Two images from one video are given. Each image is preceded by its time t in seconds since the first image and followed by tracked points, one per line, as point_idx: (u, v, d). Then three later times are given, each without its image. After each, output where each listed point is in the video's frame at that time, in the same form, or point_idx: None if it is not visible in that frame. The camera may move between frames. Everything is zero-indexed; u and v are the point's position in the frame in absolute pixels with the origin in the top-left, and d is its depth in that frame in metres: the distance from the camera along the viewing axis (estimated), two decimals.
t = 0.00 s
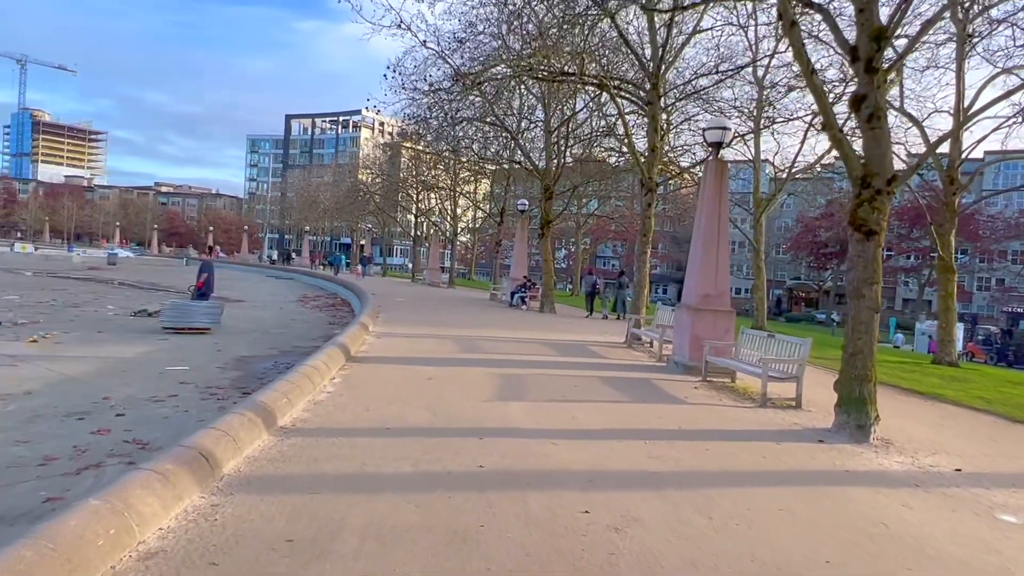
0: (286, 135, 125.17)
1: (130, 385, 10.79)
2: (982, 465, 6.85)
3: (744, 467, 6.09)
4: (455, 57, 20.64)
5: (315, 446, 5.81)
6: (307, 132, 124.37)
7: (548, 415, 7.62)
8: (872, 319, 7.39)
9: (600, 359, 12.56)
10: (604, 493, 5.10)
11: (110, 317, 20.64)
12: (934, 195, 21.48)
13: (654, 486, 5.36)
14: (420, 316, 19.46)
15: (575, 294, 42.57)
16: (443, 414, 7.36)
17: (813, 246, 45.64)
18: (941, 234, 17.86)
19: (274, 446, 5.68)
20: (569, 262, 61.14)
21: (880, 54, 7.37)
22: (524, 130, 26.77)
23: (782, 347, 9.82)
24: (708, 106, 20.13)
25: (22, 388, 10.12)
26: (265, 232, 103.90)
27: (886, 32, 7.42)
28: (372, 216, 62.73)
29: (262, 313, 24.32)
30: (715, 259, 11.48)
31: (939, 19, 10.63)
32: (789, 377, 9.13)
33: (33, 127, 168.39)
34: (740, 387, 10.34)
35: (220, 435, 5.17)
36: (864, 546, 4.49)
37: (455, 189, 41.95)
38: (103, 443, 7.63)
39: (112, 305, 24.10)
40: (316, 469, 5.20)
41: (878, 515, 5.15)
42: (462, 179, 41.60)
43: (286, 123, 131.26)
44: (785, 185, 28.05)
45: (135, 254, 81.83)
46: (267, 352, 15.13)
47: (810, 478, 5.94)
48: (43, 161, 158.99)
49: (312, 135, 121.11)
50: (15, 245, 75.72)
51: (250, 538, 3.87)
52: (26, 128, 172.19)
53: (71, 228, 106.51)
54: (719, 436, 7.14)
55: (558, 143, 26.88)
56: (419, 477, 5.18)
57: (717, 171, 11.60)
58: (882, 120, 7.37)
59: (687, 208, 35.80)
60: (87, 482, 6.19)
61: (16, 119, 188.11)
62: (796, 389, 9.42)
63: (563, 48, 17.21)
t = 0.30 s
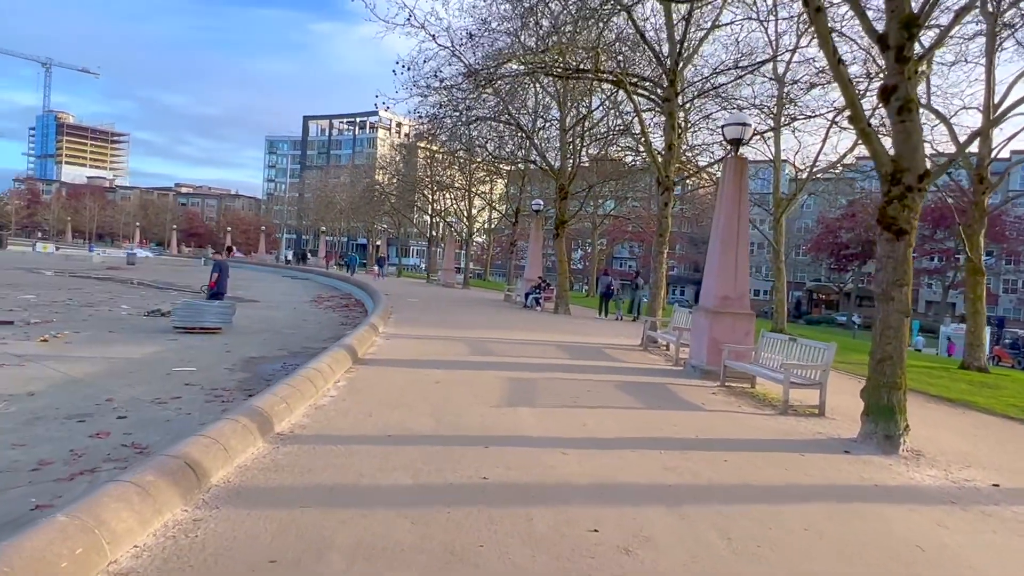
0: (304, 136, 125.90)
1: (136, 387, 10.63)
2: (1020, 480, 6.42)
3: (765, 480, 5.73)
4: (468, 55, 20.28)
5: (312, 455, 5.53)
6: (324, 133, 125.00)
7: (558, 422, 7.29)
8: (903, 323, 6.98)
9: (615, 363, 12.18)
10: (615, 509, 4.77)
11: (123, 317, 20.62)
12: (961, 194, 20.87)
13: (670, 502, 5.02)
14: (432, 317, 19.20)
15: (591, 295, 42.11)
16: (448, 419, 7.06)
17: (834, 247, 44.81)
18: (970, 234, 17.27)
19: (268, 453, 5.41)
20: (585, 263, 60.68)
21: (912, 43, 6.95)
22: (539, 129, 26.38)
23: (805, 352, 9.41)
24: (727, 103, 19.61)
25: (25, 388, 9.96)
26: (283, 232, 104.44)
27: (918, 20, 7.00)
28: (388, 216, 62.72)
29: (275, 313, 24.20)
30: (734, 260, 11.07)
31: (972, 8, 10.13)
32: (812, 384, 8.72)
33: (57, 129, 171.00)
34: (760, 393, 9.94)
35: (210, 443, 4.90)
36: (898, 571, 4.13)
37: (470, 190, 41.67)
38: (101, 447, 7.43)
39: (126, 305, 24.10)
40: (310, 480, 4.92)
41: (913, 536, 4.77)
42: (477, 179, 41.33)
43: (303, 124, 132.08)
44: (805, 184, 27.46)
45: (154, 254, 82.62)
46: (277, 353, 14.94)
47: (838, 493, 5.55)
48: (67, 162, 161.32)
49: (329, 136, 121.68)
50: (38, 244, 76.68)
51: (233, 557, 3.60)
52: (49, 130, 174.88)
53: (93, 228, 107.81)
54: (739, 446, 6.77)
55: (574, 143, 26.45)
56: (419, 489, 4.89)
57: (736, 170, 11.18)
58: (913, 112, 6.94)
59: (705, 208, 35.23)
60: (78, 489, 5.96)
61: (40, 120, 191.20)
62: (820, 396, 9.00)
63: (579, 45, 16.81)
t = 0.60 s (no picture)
0: (324, 136, 126.63)
1: (145, 387, 10.50)
2: None
3: (789, 495, 5.36)
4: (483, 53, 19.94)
5: (310, 463, 5.29)
6: (344, 134, 125.63)
7: (570, 428, 6.98)
8: (937, 327, 6.57)
9: (632, 366, 11.83)
10: (628, 526, 4.46)
11: (140, 316, 20.66)
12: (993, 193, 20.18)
13: (687, 518, 4.69)
14: (447, 317, 18.95)
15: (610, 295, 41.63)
16: (456, 424, 6.77)
17: (859, 247, 43.89)
18: (1004, 233, 16.64)
19: (265, 462, 5.16)
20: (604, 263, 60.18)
21: (948, 29, 6.53)
22: (556, 127, 25.99)
23: (831, 356, 9.00)
24: (750, 99, 19.09)
25: (33, 389, 9.85)
26: (303, 232, 105.06)
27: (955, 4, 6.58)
28: (406, 216, 62.74)
29: (291, 313, 24.11)
30: (756, 260, 10.66)
31: None
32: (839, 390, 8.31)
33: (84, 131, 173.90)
34: (783, 398, 9.55)
35: (201, 451, 4.68)
36: None
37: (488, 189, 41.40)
38: (101, 451, 7.26)
39: (143, 304, 24.18)
40: (305, 492, 4.66)
41: (952, 558, 4.39)
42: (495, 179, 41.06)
43: (323, 125, 132.76)
44: (830, 183, 26.81)
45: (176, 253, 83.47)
46: (289, 353, 14.79)
47: (869, 510, 5.18)
48: (93, 164, 163.91)
49: (349, 136, 122.19)
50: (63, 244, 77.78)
51: None
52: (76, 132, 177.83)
53: (118, 228, 109.27)
54: (761, 456, 6.42)
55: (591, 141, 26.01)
56: (419, 502, 4.62)
57: (759, 167, 10.77)
58: (950, 103, 6.52)
59: (726, 207, 34.63)
60: (73, 495, 5.77)
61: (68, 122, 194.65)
62: (846, 402, 8.59)
63: (596, 39, 16.40)
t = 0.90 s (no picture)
0: (347, 137, 127.49)
1: (159, 386, 10.39)
2: None
3: (825, 509, 4.97)
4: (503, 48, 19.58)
5: (313, 468, 5.03)
6: (367, 134, 126.40)
7: (590, 433, 6.64)
8: (986, 328, 6.12)
9: (655, 367, 11.43)
10: (650, 541, 4.12)
11: (161, 314, 20.71)
12: None
13: (716, 534, 4.33)
14: (466, 317, 18.68)
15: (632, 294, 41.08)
16: (470, 428, 6.46)
17: (889, 247, 42.81)
18: None
19: (266, 468, 4.91)
20: (627, 263, 59.58)
21: (999, 7, 6.06)
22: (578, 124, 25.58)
23: (867, 358, 8.53)
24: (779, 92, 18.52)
25: (46, 387, 9.76)
26: (326, 232, 105.74)
27: None
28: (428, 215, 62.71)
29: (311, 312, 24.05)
30: (785, 257, 10.23)
31: None
32: (876, 394, 7.85)
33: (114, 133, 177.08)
34: (815, 403, 9.10)
35: (198, 456, 4.43)
36: None
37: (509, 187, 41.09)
38: (106, 451, 7.08)
39: (165, 302, 24.25)
40: (305, 500, 4.40)
41: None
42: (516, 177, 40.74)
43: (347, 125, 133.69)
44: (860, 179, 26.08)
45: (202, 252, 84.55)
46: (306, 352, 14.63)
47: (912, 526, 4.78)
48: (123, 165, 167.04)
49: (372, 136, 122.84)
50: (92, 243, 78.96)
51: None
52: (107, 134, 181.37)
53: (146, 228, 110.93)
54: (793, 465, 6.02)
55: (614, 138, 25.56)
56: (427, 513, 4.32)
57: (788, 161, 10.33)
58: (1000, 87, 6.06)
59: (752, 205, 33.95)
60: (73, 496, 5.58)
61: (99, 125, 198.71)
62: (883, 408, 8.12)
63: (618, 32, 15.98)
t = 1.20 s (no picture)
0: (375, 138, 128.40)
1: (179, 388, 10.28)
2: None
3: (874, 530, 4.56)
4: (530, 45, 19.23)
5: (322, 480, 4.77)
6: (395, 135, 127.14)
7: (616, 442, 6.29)
8: None
9: (686, 371, 10.99)
10: (681, 568, 3.76)
11: (189, 314, 20.83)
12: None
13: (753, 559, 3.95)
14: (491, 317, 18.39)
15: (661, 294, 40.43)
16: (490, 436, 6.15)
17: (927, 245, 41.49)
18: None
19: (272, 479, 4.66)
20: (655, 262, 58.83)
21: None
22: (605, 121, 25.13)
23: (912, 363, 8.02)
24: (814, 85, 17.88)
25: (67, 389, 9.71)
26: (355, 232, 106.53)
27: None
28: (455, 215, 62.66)
29: (337, 312, 24.02)
30: (823, 256, 9.73)
31: None
32: (924, 402, 7.35)
33: (149, 136, 180.91)
34: (855, 410, 8.61)
35: (199, 470, 4.18)
36: None
37: (535, 187, 40.73)
38: (120, 456, 6.92)
39: (193, 303, 24.41)
40: (311, 517, 4.13)
41: None
42: (543, 176, 40.36)
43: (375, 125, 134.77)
44: (898, 175, 25.20)
45: (234, 253, 85.82)
46: (330, 353, 14.50)
47: (973, 552, 4.34)
48: (158, 168, 170.54)
49: (400, 137, 123.50)
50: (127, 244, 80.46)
51: None
52: (143, 137, 185.42)
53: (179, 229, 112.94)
54: (836, 480, 5.59)
55: (642, 135, 25.07)
56: (438, 532, 4.03)
57: (826, 155, 9.83)
58: None
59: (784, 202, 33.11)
60: (80, 504, 5.40)
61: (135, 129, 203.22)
62: (931, 416, 7.61)
63: (647, 25, 15.53)
